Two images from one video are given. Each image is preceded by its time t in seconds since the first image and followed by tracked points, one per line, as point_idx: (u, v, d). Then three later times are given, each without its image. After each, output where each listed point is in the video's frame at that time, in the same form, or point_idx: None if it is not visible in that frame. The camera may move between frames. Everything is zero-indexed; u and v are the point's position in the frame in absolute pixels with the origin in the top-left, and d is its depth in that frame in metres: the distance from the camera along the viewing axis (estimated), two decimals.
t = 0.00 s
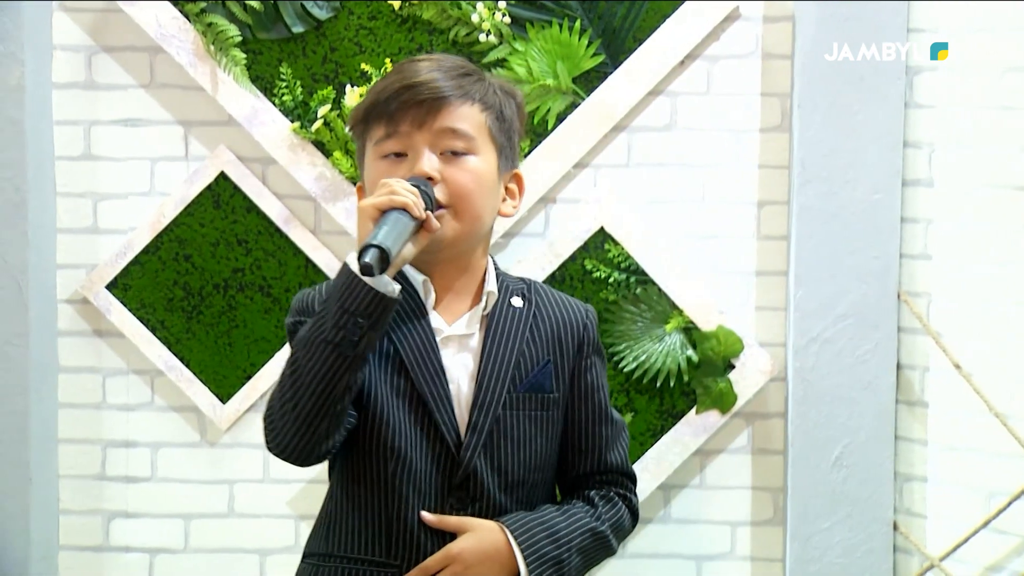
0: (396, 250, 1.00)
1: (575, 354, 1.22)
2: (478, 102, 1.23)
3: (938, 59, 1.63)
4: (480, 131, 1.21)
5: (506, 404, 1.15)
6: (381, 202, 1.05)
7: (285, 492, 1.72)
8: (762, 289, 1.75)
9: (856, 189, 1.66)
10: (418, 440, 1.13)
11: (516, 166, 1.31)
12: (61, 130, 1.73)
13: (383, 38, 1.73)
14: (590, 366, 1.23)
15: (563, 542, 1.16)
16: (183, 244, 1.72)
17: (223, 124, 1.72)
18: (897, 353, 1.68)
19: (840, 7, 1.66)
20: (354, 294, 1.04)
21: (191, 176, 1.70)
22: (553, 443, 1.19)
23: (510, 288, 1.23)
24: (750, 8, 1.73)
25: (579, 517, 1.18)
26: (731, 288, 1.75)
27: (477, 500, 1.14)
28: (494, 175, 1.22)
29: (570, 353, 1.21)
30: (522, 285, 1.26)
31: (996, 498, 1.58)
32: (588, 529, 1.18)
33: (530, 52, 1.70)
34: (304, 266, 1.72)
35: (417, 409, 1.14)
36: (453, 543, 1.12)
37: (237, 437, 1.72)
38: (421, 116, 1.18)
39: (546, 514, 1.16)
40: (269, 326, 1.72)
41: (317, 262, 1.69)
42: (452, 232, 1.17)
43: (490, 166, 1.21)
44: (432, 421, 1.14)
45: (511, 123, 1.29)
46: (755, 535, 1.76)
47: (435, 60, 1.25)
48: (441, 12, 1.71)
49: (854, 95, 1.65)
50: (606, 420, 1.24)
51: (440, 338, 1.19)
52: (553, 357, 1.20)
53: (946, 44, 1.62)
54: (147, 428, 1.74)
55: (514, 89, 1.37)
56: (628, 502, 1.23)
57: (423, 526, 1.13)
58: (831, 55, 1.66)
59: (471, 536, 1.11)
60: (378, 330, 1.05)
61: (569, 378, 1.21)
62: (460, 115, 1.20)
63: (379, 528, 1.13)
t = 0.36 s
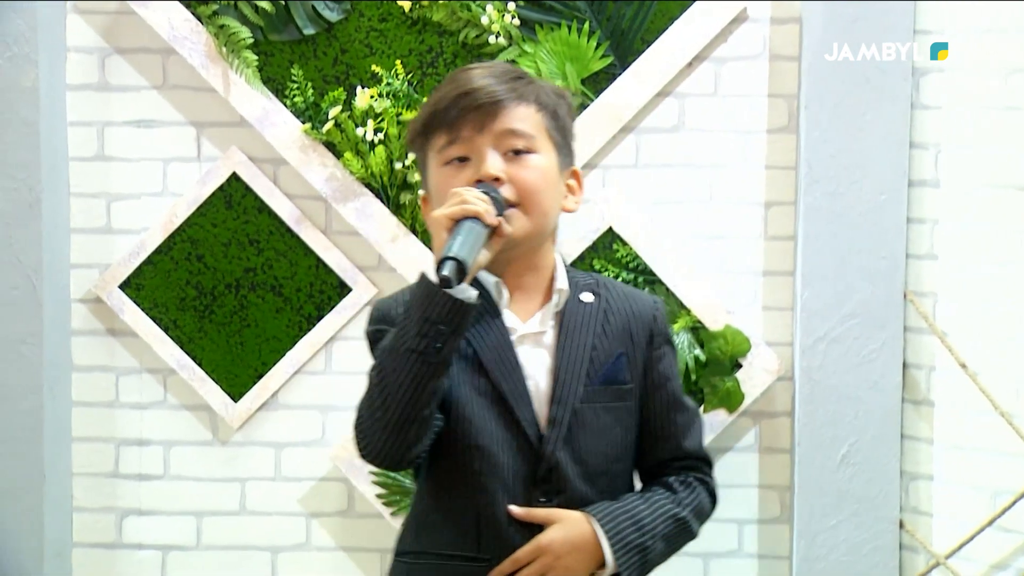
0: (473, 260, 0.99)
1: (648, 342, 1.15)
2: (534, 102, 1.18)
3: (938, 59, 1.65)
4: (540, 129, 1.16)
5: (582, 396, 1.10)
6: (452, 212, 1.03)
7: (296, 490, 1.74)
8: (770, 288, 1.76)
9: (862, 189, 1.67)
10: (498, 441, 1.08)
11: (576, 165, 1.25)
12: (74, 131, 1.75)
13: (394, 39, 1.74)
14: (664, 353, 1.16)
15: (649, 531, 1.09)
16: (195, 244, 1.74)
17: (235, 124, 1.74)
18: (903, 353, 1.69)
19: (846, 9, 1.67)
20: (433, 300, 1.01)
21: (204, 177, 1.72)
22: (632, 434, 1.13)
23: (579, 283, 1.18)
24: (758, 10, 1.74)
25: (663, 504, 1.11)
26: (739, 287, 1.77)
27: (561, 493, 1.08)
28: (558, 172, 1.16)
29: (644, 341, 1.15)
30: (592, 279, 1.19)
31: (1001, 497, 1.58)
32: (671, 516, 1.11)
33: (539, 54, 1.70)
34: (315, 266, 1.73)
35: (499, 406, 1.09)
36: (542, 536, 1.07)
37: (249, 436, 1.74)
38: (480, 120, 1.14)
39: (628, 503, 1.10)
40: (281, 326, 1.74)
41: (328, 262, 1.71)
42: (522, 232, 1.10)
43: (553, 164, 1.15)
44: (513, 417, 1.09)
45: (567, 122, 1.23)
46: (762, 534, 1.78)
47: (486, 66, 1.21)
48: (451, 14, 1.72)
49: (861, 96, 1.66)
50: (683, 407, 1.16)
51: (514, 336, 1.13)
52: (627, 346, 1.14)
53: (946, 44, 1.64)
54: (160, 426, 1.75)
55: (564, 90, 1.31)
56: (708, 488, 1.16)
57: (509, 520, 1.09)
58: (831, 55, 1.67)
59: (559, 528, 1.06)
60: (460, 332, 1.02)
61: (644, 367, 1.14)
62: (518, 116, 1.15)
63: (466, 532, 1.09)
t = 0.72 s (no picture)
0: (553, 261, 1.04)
1: (741, 337, 1.16)
2: (638, 102, 1.18)
3: (938, 59, 1.66)
4: (642, 131, 1.16)
5: (676, 389, 1.11)
6: (538, 211, 1.07)
7: (305, 488, 1.76)
8: (774, 288, 1.78)
9: (866, 190, 1.69)
10: (592, 433, 1.10)
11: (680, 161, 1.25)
12: (85, 132, 1.77)
13: (402, 41, 1.76)
14: (758, 348, 1.17)
15: (738, 521, 1.10)
16: (205, 244, 1.76)
17: (244, 126, 1.76)
18: (907, 352, 1.71)
19: (848, 11, 1.69)
20: (518, 296, 1.04)
21: (212, 178, 1.74)
22: (725, 426, 1.14)
23: (677, 279, 1.19)
24: (762, 12, 1.76)
25: (753, 495, 1.12)
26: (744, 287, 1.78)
27: (653, 482, 1.10)
28: (658, 173, 1.17)
29: (738, 336, 1.16)
30: (690, 275, 1.21)
31: (1003, 495, 1.58)
32: (763, 507, 1.12)
33: (545, 56, 1.70)
34: (323, 266, 1.75)
35: (593, 397, 1.12)
36: (631, 524, 1.09)
37: (258, 434, 1.76)
38: (583, 121, 1.15)
39: (720, 493, 1.11)
40: (289, 325, 1.76)
41: (336, 262, 1.73)
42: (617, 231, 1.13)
43: (653, 164, 1.16)
44: (607, 408, 1.11)
45: (672, 121, 1.23)
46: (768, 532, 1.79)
47: (593, 65, 1.21)
48: (459, 17, 1.73)
49: (864, 97, 1.68)
50: (777, 400, 1.17)
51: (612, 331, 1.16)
52: (720, 342, 1.15)
53: (946, 45, 1.66)
54: (169, 424, 1.77)
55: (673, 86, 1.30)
56: (801, 480, 1.16)
57: (601, 510, 1.10)
58: (832, 55, 1.69)
59: (648, 517, 1.07)
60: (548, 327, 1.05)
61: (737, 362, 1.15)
62: (621, 118, 1.15)
63: (557, 520, 1.11)
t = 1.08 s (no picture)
0: (547, 249, 1.00)
1: (767, 341, 1.17)
2: (684, 104, 1.19)
3: (938, 59, 1.67)
4: (682, 132, 1.18)
5: (695, 385, 1.13)
6: (551, 201, 1.07)
7: (306, 486, 1.77)
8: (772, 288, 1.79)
9: (864, 191, 1.70)
10: (604, 422, 1.14)
11: (724, 166, 1.25)
12: (88, 133, 1.78)
13: (402, 43, 1.77)
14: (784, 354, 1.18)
15: (745, 519, 1.12)
16: (207, 244, 1.77)
17: (246, 126, 1.77)
18: (903, 351, 1.72)
19: (847, 12, 1.70)
20: (523, 285, 1.08)
21: (214, 178, 1.75)
22: (744, 427, 1.16)
23: (708, 279, 1.21)
24: (760, 13, 1.78)
25: (765, 495, 1.14)
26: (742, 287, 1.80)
27: (663, 474, 1.13)
28: (694, 174, 1.18)
29: (763, 340, 1.17)
30: (725, 277, 1.22)
31: (999, 493, 1.60)
32: (773, 507, 1.13)
33: (545, 57, 1.72)
34: (324, 266, 1.76)
35: (606, 386, 1.15)
36: (635, 513, 1.11)
37: (259, 433, 1.77)
38: (624, 117, 1.17)
39: (729, 490, 1.13)
40: (291, 324, 1.77)
41: (337, 262, 1.74)
42: (645, 227, 1.15)
43: (689, 166, 1.17)
44: (620, 398, 1.14)
45: (718, 126, 1.23)
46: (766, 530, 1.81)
47: (647, 65, 1.22)
48: (459, 18, 1.74)
49: (861, 98, 1.69)
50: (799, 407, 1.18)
51: (637, 325, 1.19)
52: (743, 344, 1.17)
53: (947, 44, 1.66)
54: (171, 423, 1.79)
55: (728, 94, 1.30)
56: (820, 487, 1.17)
57: (608, 496, 1.13)
58: (832, 55, 1.71)
59: (652, 507, 1.10)
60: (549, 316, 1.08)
61: (760, 365, 1.17)
62: (662, 117, 1.17)
63: (564, 504, 1.15)
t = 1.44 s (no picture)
0: (497, 262, 1.05)
1: (728, 342, 1.17)
2: (662, 110, 1.21)
3: (938, 59, 1.68)
4: (656, 138, 1.19)
5: (648, 382, 1.15)
6: (511, 209, 1.13)
7: (310, 481, 1.79)
8: (770, 285, 1.81)
9: (862, 189, 1.72)
10: (561, 417, 1.16)
11: (703, 174, 1.26)
12: (93, 132, 1.80)
13: (405, 43, 1.79)
14: (746, 355, 1.17)
15: (692, 514, 1.12)
16: (212, 242, 1.79)
17: (250, 126, 1.79)
18: (901, 347, 1.74)
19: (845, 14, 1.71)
20: (482, 288, 1.12)
21: (219, 177, 1.77)
22: (701, 426, 1.16)
23: (676, 280, 1.21)
24: (760, 13, 1.79)
25: (716, 492, 1.14)
26: (741, 284, 1.82)
27: (614, 467, 1.15)
28: (664, 179, 1.19)
29: (723, 341, 1.17)
30: (696, 279, 1.23)
31: (996, 487, 1.63)
32: (722, 505, 1.13)
33: (546, 57, 1.73)
34: (327, 263, 1.78)
35: (566, 382, 1.18)
36: (582, 505, 1.13)
37: (263, 428, 1.79)
38: (600, 120, 1.19)
39: (679, 486, 1.13)
40: (295, 321, 1.79)
41: (341, 260, 1.76)
42: (608, 229, 1.17)
43: (660, 171, 1.19)
44: (578, 394, 1.17)
45: (698, 133, 1.24)
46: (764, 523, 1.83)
47: (634, 70, 1.24)
48: (461, 18, 1.77)
49: (859, 97, 1.71)
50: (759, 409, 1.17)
51: (601, 323, 1.21)
52: (702, 344, 1.17)
53: (946, 45, 1.68)
54: (177, 419, 1.81)
55: (718, 102, 1.31)
56: (777, 489, 1.16)
57: (558, 489, 1.15)
58: (832, 55, 1.72)
59: (599, 499, 1.11)
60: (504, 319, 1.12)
61: (720, 365, 1.16)
62: (637, 122, 1.19)
63: (522, 495, 1.19)
